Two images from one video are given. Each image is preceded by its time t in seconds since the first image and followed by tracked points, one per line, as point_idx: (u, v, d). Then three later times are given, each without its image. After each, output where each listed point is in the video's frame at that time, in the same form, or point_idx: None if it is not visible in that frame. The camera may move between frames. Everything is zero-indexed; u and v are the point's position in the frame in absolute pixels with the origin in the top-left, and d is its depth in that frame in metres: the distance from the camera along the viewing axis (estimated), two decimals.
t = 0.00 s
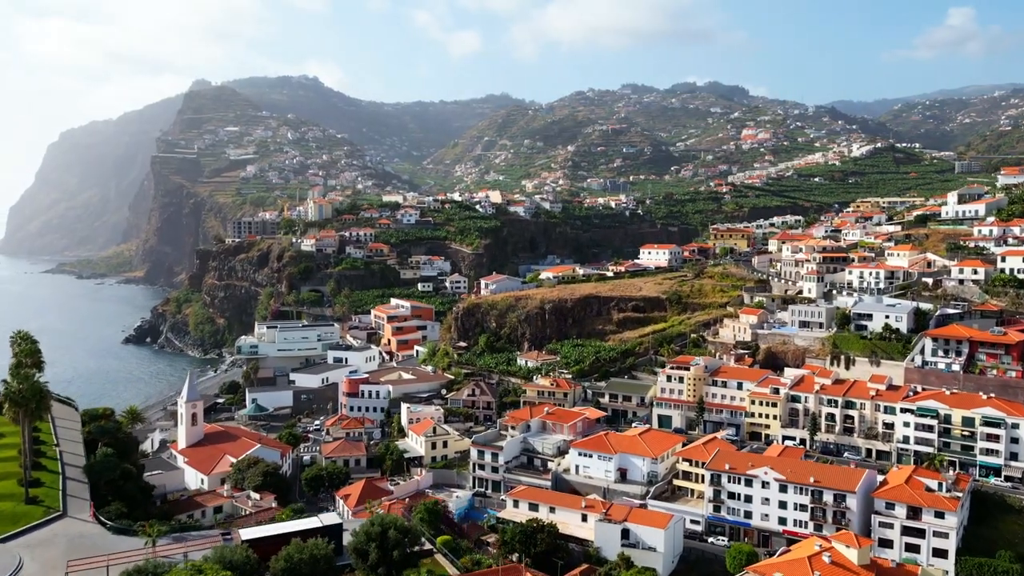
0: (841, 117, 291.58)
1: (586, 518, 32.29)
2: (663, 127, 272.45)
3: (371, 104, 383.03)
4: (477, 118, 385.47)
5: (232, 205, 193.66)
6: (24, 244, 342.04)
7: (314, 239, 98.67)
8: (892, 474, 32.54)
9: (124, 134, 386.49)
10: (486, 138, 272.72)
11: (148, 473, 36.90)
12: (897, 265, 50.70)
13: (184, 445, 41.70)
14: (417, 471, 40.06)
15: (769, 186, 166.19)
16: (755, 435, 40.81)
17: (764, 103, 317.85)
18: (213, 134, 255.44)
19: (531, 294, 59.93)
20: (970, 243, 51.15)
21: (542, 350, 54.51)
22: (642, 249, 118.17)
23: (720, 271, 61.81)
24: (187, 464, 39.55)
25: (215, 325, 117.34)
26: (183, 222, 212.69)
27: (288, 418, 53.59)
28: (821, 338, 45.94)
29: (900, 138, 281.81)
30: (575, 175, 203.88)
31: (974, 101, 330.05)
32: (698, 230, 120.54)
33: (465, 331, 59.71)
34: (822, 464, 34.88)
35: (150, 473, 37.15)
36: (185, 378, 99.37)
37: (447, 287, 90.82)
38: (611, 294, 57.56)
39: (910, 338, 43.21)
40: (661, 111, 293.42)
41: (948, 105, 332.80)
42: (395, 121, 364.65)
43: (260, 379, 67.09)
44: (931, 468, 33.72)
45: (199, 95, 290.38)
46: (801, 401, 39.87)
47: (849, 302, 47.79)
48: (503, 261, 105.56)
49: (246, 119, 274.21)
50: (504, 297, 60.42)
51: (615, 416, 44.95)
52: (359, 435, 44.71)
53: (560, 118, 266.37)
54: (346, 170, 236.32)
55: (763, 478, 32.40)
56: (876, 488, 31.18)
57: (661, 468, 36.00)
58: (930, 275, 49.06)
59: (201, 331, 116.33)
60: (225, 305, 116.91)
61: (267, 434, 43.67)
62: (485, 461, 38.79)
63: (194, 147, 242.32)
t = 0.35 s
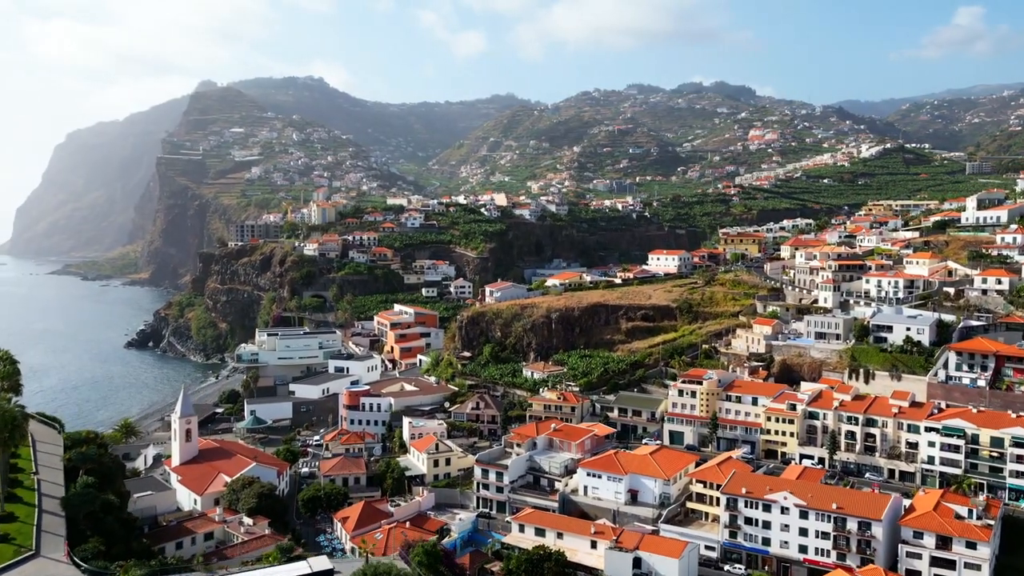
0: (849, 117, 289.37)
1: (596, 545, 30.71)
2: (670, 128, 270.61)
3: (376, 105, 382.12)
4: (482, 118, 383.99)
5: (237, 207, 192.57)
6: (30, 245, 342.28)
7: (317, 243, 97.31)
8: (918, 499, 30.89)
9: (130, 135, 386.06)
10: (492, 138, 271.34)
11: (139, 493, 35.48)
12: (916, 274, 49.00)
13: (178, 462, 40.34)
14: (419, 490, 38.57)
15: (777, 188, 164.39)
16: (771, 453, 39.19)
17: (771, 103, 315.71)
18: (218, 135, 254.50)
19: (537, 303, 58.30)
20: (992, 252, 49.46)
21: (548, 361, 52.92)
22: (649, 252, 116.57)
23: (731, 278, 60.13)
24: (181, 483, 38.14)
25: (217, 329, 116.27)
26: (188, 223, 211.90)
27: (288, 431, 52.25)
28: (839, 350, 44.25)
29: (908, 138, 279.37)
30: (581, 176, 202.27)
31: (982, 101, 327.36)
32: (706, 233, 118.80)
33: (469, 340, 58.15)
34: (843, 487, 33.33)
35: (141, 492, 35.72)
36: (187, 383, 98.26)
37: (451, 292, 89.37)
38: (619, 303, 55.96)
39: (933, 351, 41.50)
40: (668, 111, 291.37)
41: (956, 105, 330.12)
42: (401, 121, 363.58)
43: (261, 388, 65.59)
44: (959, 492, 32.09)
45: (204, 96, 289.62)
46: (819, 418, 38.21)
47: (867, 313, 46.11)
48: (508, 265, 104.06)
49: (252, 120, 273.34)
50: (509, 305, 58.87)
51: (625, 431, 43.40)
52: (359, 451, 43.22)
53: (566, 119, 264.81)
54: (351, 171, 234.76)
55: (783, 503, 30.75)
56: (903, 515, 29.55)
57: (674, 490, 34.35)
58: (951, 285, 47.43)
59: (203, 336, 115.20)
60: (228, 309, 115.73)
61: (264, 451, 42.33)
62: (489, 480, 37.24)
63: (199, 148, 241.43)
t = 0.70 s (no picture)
0: (858, 117, 286.54)
1: None
2: (678, 128, 268.41)
3: (383, 106, 381.09)
4: (489, 119, 382.37)
5: (243, 209, 191.56)
6: (39, 246, 342.98)
7: (322, 247, 95.89)
8: (950, 527, 29.14)
9: (137, 136, 386.29)
10: (499, 139, 269.76)
11: (127, 516, 34.10)
12: (940, 284, 47.14)
13: (172, 480, 38.91)
14: (422, 511, 37.01)
15: (788, 189, 162.27)
16: (790, 473, 37.47)
17: (781, 103, 313.05)
18: (225, 136, 253.62)
19: (545, 311, 56.58)
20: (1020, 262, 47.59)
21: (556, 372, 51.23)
22: (658, 255, 114.79)
23: (745, 286, 58.31)
24: (174, 504, 36.65)
25: (221, 334, 115.20)
26: (194, 225, 211.09)
27: (289, 444, 50.81)
28: (860, 363, 42.41)
29: (919, 138, 276.32)
30: (588, 177, 200.47)
31: (994, 100, 323.70)
32: (716, 236, 116.82)
33: (475, 351, 56.50)
34: (869, 513, 31.60)
35: (131, 515, 34.32)
36: (191, 389, 97.10)
37: (457, 297, 87.85)
38: (629, 312, 54.23)
39: (960, 366, 39.67)
40: (676, 111, 289.17)
41: (967, 104, 326.64)
42: (408, 122, 362.31)
43: (262, 398, 64.19)
44: (992, 520, 30.31)
45: (211, 98, 288.93)
46: (840, 437, 36.44)
47: (889, 325, 44.30)
48: (515, 269, 102.43)
49: (258, 121, 272.46)
50: (515, 314, 57.20)
51: (637, 449, 41.73)
52: (360, 468, 41.50)
53: (574, 120, 262.89)
54: (358, 172, 233.29)
55: (806, 530, 29.10)
56: (934, 546, 27.84)
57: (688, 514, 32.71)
58: (976, 295, 45.60)
59: (207, 341, 114.15)
60: (232, 313, 114.61)
61: (261, 469, 40.85)
62: (495, 502, 35.63)
63: (206, 149, 240.63)
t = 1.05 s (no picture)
0: (868, 116, 283.83)
1: None
2: (686, 128, 266.26)
3: (390, 106, 380.24)
4: (496, 120, 381.00)
5: (249, 211, 190.54)
6: (47, 247, 343.64)
7: (326, 252, 94.51)
8: (985, 558, 27.42)
9: (145, 137, 386.54)
10: (506, 140, 268.24)
11: (116, 541, 32.92)
12: (964, 294, 45.36)
13: (165, 500, 37.54)
14: (424, 534, 35.47)
15: (799, 190, 160.13)
16: (810, 494, 35.78)
17: (790, 103, 310.59)
18: (232, 138, 252.73)
19: (552, 321, 54.92)
20: None
21: (564, 384, 49.58)
22: (667, 259, 113.09)
23: (759, 294, 56.57)
24: (167, 525, 35.36)
25: (225, 338, 114.06)
26: (200, 227, 210.28)
27: (289, 458, 49.40)
28: (882, 378, 40.63)
29: (930, 138, 273.51)
30: (596, 178, 198.71)
31: (1005, 100, 320.35)
32: (726, 238, 114.97)
33: (481, 361, 54.91)
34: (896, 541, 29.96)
35: (120, 540, 33.12)
36: (194, 395, 95.90)
37: (463, 302, 86.38)
38: (640, 321, 52.55)
39: (987, 381, 37.93)
40: (684, 111, 287.18)
41: (978, 104, 323.34)
42: (415, 123, 361.24)
43: (263, 407, 62.82)
44: None
45: (218, 99, 288.21)
46: (863, 457, 34.74)
47: (912, 336, 42.56)
48: (522, 273, 100.85)
49: (265, 122, 271.61)
50: (522, 323, 55.57)
51: (649, 467, 40.12)
52: (361, 487, 40.05)
53: (581, 120, 261.14)
54: (365, 173, 231.99)
55: (831, 562, 27.42)
56: None
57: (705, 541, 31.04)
58: (1003, 306, 43.82)
59: (211, 345, 113.02)
60: (236, 317, 113.39)
61: (259, 487, 39.42)
62: (500, 525, 34.09)
63: (213, 151, 239.80)
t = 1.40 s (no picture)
0: (883, 116, 280.29)
1: None
2: (699, 129, 263.71)
3: (401, 107, 379.44)
4: (507, 120, 379.38)
5: (259, 212, 189.70)
6: (61, 248, 345.14)
7: (334, 256, 93.36)
8: None
9: (158, 138, 387.35)
10: (517, 140, 266.62)
11: (111, 567, 31.72)
12: (994, 305, 43.47)
13: (163, 520, 36.10)
14: (431, 558, 33.96)
15: (814, 191, 157.63)
16: (837, 518, 34.00)
17: (804, 103, 307.26)
18: (244, 139, 252.34)
19: (564, 330, 53.30)
20: None
21: (577, 397, 47.98)
22: (680, 262, 111.27)
23: (778, 302, 54.73)
24: (165, 548, 34.01)
25: (234, 342, 113.18)
26: (211, 229, 209.89)
27: (294, 472, 48.06)
28: (911, 394, 38.77)
29: (946, 138, 269.83)
30: (608, 179, 196.69)
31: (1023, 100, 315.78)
32: (741, 241, 112.83)
33: (490, 372, 53.39)
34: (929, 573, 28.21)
35: (115, 566, 31.89)
36: (201, 401, 95.00)
37: (473, 308, 84.93)
38: (655, 331, 50.88)
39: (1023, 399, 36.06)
40: (696, 111, 284.59)
41: (995, 103, 318.70)
42: (426, 124, 360.29)
43: (269, 416, 61.48)
44: None
45: (229, 100, 288.00)
46: (893, 480, 32.95)
47: (941, 350, 40.74)
48: (533, 277, 99.25)
49: (277, 123, 271.20)
50: (533, 333, 53.98)
51: (666, 486, 38.49)
52: (366, 506, 38.57)
53: (593, 120, 259.22)
54: (375, 175, 230.85)
55: None
56: None
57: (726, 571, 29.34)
58: None
59: (220, 349, 112.15)
60: (245, 321, 112.42)
61: (261, 506, 37.95)
62: (511, 550, 32.57)
63: (224, 152, 239.47)
